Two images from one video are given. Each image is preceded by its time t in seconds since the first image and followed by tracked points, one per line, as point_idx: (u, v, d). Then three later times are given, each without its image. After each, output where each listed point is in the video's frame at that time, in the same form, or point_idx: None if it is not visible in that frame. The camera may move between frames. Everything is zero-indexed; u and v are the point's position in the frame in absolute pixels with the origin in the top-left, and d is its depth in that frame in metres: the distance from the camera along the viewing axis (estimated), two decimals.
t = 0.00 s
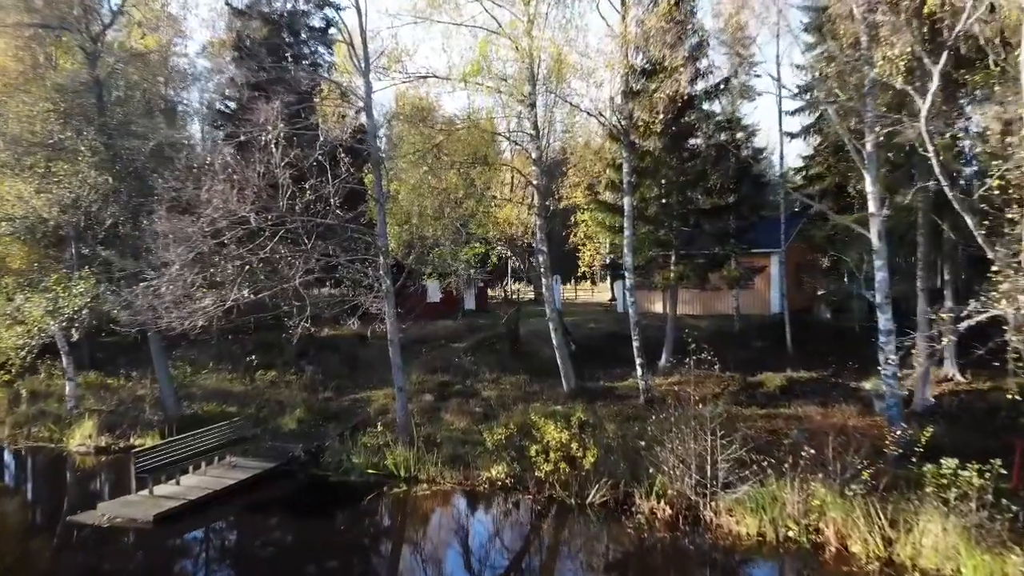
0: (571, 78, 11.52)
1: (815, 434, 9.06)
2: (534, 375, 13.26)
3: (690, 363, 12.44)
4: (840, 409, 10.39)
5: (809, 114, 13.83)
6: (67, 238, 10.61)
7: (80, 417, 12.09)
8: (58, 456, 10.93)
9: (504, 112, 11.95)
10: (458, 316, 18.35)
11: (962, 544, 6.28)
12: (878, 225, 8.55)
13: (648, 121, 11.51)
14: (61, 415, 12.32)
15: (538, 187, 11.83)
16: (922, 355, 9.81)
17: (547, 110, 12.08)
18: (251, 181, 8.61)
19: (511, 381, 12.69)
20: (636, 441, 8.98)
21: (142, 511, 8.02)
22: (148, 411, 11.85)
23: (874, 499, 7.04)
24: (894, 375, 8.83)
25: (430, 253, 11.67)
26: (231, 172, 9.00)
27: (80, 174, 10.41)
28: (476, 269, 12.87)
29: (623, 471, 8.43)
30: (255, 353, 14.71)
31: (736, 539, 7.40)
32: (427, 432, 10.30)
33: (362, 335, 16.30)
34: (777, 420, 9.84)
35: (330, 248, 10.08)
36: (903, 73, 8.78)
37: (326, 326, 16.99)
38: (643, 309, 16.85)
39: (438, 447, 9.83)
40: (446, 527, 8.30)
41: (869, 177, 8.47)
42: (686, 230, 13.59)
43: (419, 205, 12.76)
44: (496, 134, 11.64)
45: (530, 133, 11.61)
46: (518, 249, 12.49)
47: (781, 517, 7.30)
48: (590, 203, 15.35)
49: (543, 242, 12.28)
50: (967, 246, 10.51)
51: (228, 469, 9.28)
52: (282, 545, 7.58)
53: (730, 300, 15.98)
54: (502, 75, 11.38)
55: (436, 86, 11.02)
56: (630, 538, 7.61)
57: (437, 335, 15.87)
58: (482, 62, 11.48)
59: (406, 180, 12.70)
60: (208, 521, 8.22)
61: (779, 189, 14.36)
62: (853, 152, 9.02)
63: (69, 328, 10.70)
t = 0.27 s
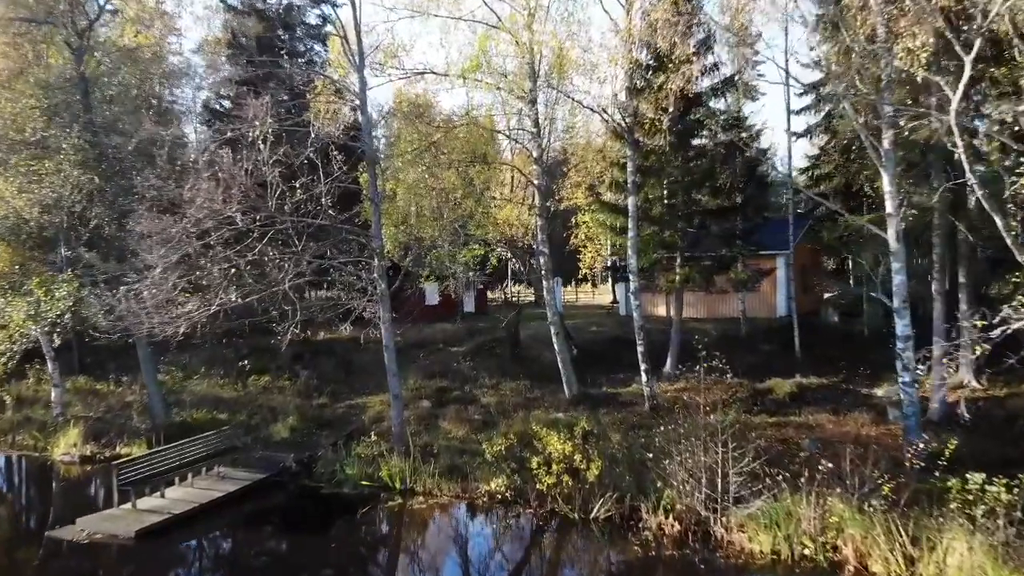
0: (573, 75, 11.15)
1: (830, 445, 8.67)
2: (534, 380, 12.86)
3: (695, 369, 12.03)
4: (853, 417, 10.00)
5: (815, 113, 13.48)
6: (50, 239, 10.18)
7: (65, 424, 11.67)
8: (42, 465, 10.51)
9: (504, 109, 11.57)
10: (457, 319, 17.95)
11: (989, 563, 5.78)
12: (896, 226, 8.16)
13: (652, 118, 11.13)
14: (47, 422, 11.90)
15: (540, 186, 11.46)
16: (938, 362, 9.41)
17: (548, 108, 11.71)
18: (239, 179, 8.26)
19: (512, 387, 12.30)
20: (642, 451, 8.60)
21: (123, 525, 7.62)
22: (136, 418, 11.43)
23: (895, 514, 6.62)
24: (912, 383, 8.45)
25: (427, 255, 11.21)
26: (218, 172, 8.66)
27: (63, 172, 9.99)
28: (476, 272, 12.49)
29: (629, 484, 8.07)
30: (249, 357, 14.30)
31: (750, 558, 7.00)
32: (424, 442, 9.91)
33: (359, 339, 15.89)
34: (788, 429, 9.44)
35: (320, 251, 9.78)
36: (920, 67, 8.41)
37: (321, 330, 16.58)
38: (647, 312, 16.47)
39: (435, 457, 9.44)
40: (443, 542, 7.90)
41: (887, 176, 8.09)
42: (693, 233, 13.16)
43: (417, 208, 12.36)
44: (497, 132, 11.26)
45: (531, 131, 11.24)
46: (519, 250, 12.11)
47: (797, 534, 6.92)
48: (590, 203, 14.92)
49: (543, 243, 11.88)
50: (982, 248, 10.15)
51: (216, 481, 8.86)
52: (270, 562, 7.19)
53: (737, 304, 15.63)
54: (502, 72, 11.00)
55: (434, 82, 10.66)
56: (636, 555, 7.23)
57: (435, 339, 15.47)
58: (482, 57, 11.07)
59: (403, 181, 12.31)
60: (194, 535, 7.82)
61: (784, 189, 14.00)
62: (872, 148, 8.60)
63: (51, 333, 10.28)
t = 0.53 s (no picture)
0: (574, 69, 10.92)
1: (840, 450, 8.39)
2: (534, 381, 12.57)
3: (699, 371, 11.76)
4: (863, 422, 9.70)
5: (820, 110, 13.22)
6: (37, 236, 9.89)
7: (54, 425, 11.36)
8: (27, 469, 10.17)
9: (504, 104, 11.34)
10: (455, 319, 17.67)
11: (1007, 575, 5.41)
12: (909, 223, 7.89)
13: (656, 113, 10.89)
14: (36, 423, 11.60)
15: (540, 182, 11.19)
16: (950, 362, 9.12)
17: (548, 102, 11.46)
18: (228, 174, 8.01)
19: (511, 388, 12.02)
20: (645, 456, 8.32)
21: (105, 533, 7.32)
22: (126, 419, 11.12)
23: (910, 523, 6.26)
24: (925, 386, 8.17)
25: (425, 252, 10.94)
26: (208, 167, 8.42)
27: (49, 168, 9.68)
28: (475, 270, 12.23)
29: (632, 489, 7.78)
30: (243, 358, 14.01)
31: (758, 568, 6.69)
32: (420, 445, 9.63)
33: (355, 339, 15.61)
34: (796, 432, 9.16)
35: (311, 250, 9.53)
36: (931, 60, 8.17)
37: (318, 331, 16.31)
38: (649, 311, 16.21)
39: (432, 461, 9.16)
40: (438, 549, 7.55)
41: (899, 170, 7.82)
42: (696, 231, 12.90)
43: (414, 205, 12.10)
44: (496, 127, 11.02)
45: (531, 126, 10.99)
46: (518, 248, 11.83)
47: (807, 543, 6.55)
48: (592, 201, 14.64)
49: (541, 241, 11.62)
50: (993, 247, 9.89)
51: (206, 486, 8.60)
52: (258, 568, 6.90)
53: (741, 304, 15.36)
54: (501, 66, 10.76)
55: (431, 77, 10.46)
56: (640, 563, 6.94)
57: (433, 340, 15.20)
58: (481, 50, 10.81)
59: (400, 178, 12.06)
60: (181, 541, 7.53)
61: (786, 187, 13.77)
62: (882, 142, 8.34)
63: (38, 332, 9.99)
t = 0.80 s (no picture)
0: (575, 66, 10.80)
1: (843, 453, 8.29)
2: (534, 381, 12.43)
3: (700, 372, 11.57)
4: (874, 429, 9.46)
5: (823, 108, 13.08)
6: (30, 235, 9.68)
7: (48, 427, 11.15)
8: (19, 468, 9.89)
9: (503, 101, 11.21)
10: (454, 319, 17.49)
11: None
12: (915, 222, 7.78)
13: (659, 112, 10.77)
14: (28, 424, 11.41)
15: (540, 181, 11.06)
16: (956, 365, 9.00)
17: (547, 106, 11.41)
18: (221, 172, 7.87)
19: (511, 388, 11.88)
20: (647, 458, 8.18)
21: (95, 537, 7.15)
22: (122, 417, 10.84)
23: (918, 530, 6.14)
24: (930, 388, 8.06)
25: (423, 251, 10.80)
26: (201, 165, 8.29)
27: (40, 165, 9.47)
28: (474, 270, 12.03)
29: (634, 492, 7.64)
30: (239, 358, 13.84)
31: (763, 574, 6.56)
32: (418, 447, 9.50)
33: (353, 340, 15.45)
34: (799, 434, 9.05)
35: (304, 251, 9.47)
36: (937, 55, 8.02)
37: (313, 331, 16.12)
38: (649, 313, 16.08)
39: (430, 463, 9.04)
40: (437, 551, 7.48)
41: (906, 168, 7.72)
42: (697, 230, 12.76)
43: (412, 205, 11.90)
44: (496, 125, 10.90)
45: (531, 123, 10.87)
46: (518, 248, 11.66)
47: (814, 549, 6.43)
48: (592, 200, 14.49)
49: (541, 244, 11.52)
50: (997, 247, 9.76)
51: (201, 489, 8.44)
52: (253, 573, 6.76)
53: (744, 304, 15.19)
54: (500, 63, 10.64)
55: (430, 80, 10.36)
56: (642, 569, 6.81)
57: (429, 340, 15.05)
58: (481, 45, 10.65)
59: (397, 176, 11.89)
60: (175, 545, 7.38)
61: (788, 186, 13.59)
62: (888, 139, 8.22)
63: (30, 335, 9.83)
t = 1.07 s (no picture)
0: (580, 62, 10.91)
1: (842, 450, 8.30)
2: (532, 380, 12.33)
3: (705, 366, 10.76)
4: (874, 452, 9.13)
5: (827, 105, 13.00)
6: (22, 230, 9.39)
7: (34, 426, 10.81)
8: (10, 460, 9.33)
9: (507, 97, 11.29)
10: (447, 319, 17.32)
11: None
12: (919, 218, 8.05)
13: (658, 105, 11.31)
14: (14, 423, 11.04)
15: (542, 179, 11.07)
16: (961, 359, 9.07)
17: (544, 88, 11.67)
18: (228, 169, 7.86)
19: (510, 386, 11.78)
20: (648, 454, 8.06)
21: (96, 534, 7.10)
22: (116, 398, 10.36)
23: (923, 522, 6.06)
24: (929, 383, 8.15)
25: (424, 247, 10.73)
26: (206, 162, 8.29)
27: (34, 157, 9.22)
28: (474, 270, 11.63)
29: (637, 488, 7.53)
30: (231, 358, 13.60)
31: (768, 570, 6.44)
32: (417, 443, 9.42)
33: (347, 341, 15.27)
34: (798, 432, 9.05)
35: (298, 247, 9.94)
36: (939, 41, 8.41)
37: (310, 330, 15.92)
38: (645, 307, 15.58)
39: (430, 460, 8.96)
40: (436, 546, 7.69)
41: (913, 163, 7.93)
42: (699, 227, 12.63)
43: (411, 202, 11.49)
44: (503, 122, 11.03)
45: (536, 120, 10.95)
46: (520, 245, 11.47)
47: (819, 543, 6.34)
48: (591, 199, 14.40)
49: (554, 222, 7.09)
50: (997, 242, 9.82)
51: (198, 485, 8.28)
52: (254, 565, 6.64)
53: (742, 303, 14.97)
54: (502, 54, 11.72)
55: (428, 64, 10.55)
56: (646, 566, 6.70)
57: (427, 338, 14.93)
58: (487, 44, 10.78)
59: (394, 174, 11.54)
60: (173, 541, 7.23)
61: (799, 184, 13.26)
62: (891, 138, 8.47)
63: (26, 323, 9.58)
